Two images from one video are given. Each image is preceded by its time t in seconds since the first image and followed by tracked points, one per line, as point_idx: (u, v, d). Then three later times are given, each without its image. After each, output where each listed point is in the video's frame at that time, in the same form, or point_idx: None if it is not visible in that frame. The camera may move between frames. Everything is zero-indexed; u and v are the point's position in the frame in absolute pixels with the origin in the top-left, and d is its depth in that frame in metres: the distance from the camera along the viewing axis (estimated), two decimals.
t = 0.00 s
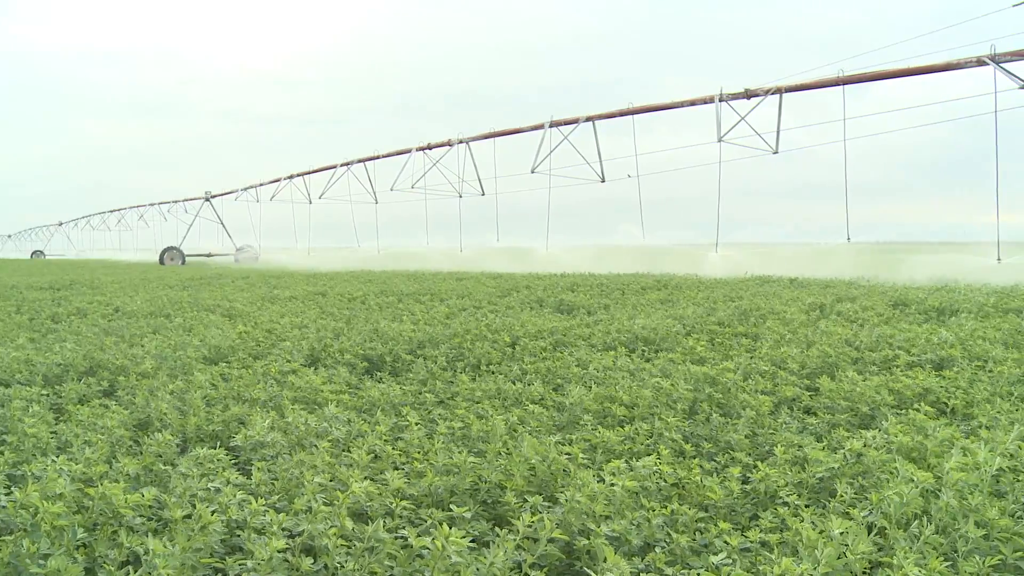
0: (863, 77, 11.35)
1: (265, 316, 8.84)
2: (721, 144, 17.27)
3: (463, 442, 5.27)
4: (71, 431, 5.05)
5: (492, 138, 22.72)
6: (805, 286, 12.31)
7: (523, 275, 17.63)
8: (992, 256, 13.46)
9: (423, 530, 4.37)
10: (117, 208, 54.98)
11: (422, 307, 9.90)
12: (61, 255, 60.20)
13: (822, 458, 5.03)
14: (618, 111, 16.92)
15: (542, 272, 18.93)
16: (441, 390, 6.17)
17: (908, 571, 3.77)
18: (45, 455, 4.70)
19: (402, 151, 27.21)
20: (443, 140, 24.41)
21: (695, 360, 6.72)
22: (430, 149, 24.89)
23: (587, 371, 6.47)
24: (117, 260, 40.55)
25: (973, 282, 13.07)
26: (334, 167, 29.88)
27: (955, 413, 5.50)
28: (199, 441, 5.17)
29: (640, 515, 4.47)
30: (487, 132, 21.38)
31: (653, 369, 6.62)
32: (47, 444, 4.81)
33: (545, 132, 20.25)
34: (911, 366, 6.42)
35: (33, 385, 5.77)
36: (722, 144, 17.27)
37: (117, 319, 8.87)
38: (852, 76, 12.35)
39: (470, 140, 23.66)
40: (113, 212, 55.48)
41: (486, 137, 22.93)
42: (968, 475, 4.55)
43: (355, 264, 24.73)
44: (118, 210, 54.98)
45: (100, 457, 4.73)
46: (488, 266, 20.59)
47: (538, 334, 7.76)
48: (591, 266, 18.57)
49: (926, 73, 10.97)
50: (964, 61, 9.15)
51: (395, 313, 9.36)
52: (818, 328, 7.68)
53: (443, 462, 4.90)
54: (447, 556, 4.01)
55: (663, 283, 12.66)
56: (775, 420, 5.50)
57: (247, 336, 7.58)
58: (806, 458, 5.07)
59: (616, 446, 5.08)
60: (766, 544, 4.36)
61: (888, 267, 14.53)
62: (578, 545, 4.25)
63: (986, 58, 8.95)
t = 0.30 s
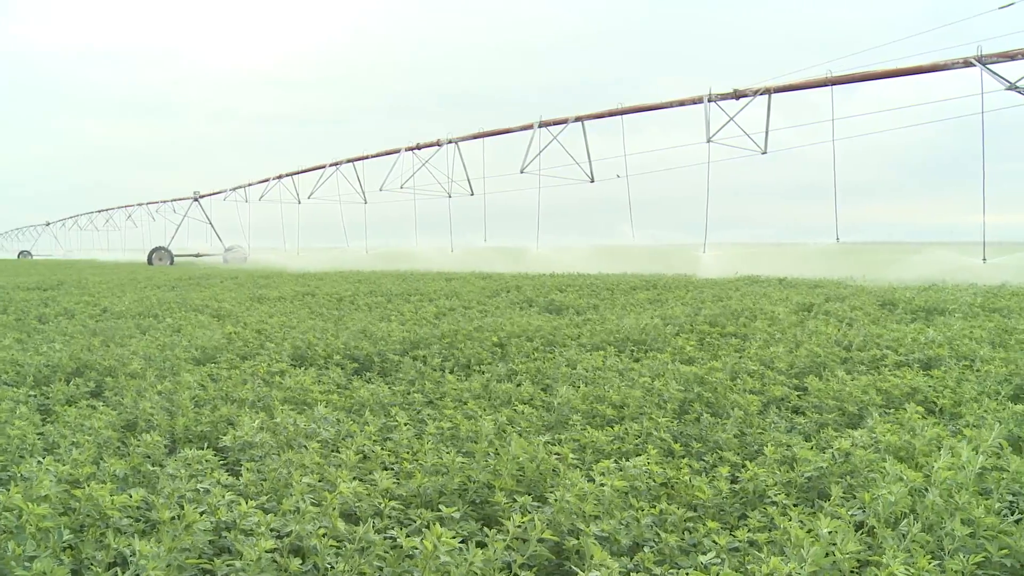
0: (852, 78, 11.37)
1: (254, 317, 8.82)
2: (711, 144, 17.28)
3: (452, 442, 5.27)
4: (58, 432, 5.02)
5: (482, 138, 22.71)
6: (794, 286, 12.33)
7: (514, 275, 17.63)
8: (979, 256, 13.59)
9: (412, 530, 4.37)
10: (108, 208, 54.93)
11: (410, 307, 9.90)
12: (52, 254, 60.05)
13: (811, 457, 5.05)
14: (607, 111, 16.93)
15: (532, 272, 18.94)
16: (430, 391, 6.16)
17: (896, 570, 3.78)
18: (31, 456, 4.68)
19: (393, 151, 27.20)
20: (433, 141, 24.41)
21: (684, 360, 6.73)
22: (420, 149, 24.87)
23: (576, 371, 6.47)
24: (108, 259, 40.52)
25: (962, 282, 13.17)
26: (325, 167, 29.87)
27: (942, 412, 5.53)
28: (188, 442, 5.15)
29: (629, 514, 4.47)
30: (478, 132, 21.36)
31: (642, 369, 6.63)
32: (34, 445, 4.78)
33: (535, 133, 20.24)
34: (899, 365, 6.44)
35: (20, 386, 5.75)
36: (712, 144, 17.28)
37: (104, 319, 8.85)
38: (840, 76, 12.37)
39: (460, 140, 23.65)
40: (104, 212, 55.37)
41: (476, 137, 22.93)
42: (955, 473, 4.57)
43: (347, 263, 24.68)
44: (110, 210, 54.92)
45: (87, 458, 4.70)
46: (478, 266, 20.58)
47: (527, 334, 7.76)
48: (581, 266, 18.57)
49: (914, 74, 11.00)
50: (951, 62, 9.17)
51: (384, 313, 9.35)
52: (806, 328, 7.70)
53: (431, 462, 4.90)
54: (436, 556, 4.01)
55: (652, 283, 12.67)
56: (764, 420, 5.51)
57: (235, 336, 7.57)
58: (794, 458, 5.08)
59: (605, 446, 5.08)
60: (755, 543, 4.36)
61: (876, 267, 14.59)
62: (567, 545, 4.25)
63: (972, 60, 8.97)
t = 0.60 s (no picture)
0: (841, 79, 11.38)
1: (243, 317, 8.82)
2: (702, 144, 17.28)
3: (441, 442, 5.26)
4: (45, 433, 5.00)
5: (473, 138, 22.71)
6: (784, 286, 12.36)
7: (505, 275, 17.64)
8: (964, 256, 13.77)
9: (401, 530, 4.37)
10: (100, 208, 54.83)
11: (400, 307, 9.91)
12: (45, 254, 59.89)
13: (800, 456, 5.05)
14: (596, 111, 16.95)
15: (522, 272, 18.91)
16: (419, 391, 6.16)
17: (884, 569, 3.80)
18: (19, 457, 4.66)
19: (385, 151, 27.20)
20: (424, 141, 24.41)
21: (673, 360, 6.74)
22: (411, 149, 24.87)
23: (565, 371, 6.48)
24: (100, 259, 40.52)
25: (949, 281, 13.33)
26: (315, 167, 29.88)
27: (930, 412, 5.55)
28: (176, 442, 5.14)
29: (618, 514, 4.47)
30: (469, 133, 21.35)
31: (631, 369, 6.63)
32: (20, 446, 4.75)
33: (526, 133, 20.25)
34: (888, 365, 6.46)
35: (7, 387, 5.73)
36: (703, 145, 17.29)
37: (93, 319, 8.85)
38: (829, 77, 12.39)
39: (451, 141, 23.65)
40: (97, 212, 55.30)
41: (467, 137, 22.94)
42: (942, 472, 4.59)
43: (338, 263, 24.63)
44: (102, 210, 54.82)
45: (75, 459, 4.68)
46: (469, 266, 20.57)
47: (516, 334, 7.77)
48: (571, 266, 18.58)
49: (903, 75, 11.03)
50: (938, 63, 9.21)
51: (374, 313, 9.34)
52: (795, 327, 7.73)
53: (420, 462, 4.90)
54: (424, 556, 4.00)
55: (643, 283, 12.70)
56: (752, 420, 5.53)
57: (224, 336, 7.55)
58: (783, 457, 5.09)
59: (594, 446, 5.08)
60: (744, 543, 4.37)
61: (863, 267, 14.66)
62: (556, 545, 4.25)
63: (959, 61, 8.98)
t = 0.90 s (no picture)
0: (832, 79, 11.41)
1: (232, 317, 8.79)
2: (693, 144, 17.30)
3: (431, 442, 5.26)
4: (33, 434, 4.97)
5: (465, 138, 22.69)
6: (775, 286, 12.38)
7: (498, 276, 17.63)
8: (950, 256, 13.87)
9: (391, 530, 4.36)
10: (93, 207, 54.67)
11: (390, 307, 9.90)
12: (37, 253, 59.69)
13: (790, 456, 5.06)
14: (587, 111, 16.94)
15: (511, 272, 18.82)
16: (409, 391, 6.15)
17: (873, 568, 3.81)
18: (6, 458, 4.62)
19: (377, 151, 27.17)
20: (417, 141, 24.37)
21: (663, 360, 6.75)
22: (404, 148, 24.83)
23: (556, 371, 6.48)
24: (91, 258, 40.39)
25: (937, 280, 13.39)
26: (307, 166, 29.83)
27: (919, 411, 5.57)
28: (166, 443, 5.12)
29: (608, 514, 4.48)
30: (461, 132, 21.32)
31: (622, 369, 6.64)
32: (8, 447, 4.72)
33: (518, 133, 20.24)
34: (877, 364, 6.48)
35: None
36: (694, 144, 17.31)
37: (82, 319, 8.82)
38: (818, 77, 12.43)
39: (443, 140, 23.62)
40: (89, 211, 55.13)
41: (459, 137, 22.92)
42: (930, 471, 4.61)
43: (330, 262, 24.54)
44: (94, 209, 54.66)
45: (63, 460, 4.65)
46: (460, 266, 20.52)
47: (506, 334, 7.77)
48: (562, 266, 18.52)
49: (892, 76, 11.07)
50: (926, 64, 9.25)
51: (364, 313, 9.33)
52: (785, 327, 7.75)
53: (410, 462, 4.90)
54: (415, 556, 4.00)
55: (633, 283, 12.70)
56: (742, 419, 5.54)
57: (214, 337, 7.53)
58: (773, 457, 5.10)
59: (584, 446, 5.08)
60: (734, 542, 4.38)
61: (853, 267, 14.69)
62: (546, 545, 4.25)
63: (949, 62, 9.00)
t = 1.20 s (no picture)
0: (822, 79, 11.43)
1: (221, 317, 8.77)
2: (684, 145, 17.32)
3: (420, 443, 5.25)
4: (20, 436, 4.94)
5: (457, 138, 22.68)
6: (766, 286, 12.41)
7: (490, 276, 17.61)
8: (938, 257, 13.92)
9: (380, 531, 4.35)
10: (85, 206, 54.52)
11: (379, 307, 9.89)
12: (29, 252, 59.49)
13: (778, 455, 5.07)
14: (577, 111, 16.93)
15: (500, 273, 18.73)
16: (398, 391, 6.14)
17: (861, 567, 3.82)
18: None
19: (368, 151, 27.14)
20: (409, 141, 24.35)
21: (651, 360, 6.76)
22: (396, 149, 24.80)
23: (545, 371, 6.48)
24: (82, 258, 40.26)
25: (924, 281, 13.44)
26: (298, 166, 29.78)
27: (907, 410, 5.59)
28: (153, 444, 5.10)
29: (597, 514, 4.48)
30: (453, 133, 21.30)
31: (610, 369, 6.64)
32: None
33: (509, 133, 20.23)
34: (865, 364, 6.50)
35: None
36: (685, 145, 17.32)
37: (69, 320, 8.78)
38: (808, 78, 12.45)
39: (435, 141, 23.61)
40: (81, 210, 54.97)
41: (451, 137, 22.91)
42: (918, 470, 4.63)
43: (321, 262, 24.45)
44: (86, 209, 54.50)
45: (50, 461, 4.62)
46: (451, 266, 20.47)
47: (495, 335, 7.76)
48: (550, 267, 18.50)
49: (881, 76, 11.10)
50: (913, 64, 9.28)
51: (354, 314, 9.31)
52: (773, 326, 7.77)
53: (399, 462, 4.89)
54: (403, 556, 3.99)
55: (622, 283, 12.72)
56: (731, 419, 5.55)
57: (203, 337, 7.50)
58: (762, 456, 5.11)
59: (573, 446, 5.08)
60: (723, 542, 4.38)
61: (841, 267, 14.71)
62: (535, 545, 4.24)
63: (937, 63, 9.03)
